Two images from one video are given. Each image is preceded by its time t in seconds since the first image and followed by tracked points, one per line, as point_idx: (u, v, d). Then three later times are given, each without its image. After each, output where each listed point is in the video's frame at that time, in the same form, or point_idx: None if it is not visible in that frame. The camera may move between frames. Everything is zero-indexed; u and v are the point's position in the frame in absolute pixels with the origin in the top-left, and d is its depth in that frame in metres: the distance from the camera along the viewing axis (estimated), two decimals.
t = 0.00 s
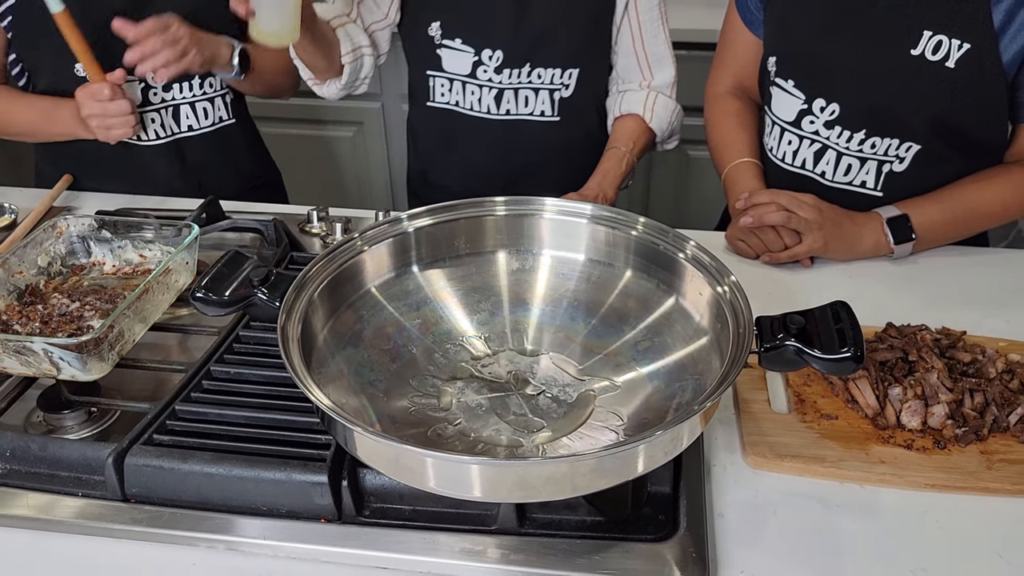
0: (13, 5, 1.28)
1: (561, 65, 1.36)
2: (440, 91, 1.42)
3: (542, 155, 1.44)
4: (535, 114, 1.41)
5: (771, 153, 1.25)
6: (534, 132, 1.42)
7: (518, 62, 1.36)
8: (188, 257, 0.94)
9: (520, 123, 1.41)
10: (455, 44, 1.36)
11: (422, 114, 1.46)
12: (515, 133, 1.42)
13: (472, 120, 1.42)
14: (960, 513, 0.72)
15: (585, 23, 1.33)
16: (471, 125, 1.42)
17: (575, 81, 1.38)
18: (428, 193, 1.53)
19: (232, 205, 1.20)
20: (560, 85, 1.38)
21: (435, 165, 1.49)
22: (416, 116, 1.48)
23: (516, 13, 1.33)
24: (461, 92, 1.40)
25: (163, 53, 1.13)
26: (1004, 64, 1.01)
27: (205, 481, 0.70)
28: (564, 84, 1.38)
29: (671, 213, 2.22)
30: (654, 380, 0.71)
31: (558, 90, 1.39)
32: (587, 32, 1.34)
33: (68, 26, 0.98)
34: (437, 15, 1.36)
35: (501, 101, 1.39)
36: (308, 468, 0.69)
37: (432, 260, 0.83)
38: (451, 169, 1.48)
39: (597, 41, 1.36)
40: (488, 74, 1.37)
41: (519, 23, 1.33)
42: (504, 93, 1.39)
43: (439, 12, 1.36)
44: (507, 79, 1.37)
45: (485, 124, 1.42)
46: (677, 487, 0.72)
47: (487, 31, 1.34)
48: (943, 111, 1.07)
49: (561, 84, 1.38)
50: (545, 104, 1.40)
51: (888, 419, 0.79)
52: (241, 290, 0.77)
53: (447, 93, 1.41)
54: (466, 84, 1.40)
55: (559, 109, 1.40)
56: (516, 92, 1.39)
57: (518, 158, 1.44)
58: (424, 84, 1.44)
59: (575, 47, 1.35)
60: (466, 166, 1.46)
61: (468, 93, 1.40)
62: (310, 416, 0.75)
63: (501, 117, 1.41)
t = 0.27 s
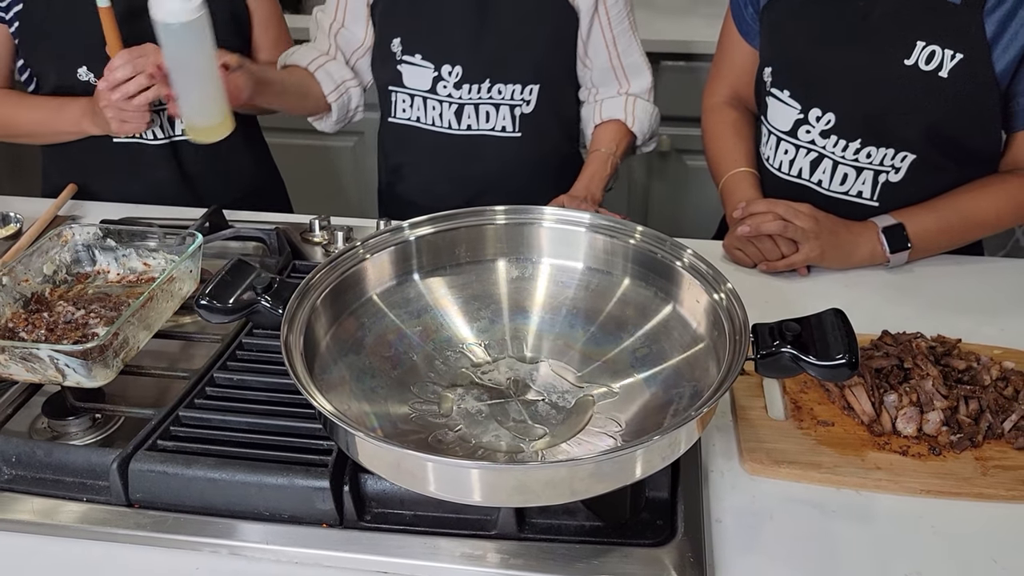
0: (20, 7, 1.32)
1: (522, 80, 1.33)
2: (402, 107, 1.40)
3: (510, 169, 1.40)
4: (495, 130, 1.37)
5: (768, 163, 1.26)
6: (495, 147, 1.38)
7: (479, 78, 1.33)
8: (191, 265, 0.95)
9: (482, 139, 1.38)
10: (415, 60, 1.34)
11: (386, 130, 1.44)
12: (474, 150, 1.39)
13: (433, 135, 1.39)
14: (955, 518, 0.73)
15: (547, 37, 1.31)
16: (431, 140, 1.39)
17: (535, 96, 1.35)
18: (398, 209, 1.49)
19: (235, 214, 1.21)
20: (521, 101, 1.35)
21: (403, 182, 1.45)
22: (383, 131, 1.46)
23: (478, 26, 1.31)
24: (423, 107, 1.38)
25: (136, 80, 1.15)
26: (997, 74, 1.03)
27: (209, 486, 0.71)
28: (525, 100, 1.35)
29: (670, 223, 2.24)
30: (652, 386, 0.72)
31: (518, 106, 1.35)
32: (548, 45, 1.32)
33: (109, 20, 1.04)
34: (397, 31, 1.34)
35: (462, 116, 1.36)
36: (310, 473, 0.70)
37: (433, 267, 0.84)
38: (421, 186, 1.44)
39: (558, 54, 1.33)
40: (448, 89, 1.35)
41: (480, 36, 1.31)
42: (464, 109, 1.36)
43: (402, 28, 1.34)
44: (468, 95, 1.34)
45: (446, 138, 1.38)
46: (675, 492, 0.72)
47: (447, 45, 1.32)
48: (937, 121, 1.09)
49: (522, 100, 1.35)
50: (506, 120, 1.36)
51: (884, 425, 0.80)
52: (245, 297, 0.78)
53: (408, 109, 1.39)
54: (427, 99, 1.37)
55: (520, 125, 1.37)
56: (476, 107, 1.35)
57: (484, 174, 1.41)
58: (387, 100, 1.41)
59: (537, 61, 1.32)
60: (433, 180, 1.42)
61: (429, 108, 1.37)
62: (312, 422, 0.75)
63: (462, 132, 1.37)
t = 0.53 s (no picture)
0: (33, 16, 1.39)
1: (496, 96, 1.30)
2: (378, 127, 1.35)
3: (498, 187, 1.36)
4: (473, 146, 1.33)
5: (765, 176, 1.27)
6: (474, 165, 1.34)
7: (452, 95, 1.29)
8: (196, 276, 0.96)
9: (461, 156, 1.34)
10: (388, 80, 1.29)
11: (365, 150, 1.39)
12: (454, 167, 1.34)
13: (410, 155, 1.35)
14: (951, 527, 0.74)
15: (520, 51, 1.27)
16: (410, 159, 1.35)
17: (510, 112, 1.31)
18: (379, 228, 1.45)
19: (239, 226, 1.23)
20: (496, 116, 1.31)
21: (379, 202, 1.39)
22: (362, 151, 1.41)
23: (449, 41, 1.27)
24: (398, 127, 1.33)
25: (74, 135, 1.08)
26: (989, 90, 1.05)
27: (213, 494, 0.72)
28: (501, 116, 1.31)
29: (670, 236, 2.25)
30: (651, 396, 0.73)
31: (494, 122, 1.31)
32: (520, 59, 1.27)
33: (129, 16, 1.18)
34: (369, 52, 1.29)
35: (438, 135, 1.32)
36: (313, 481, 0.71)
37: (436, 279, 0.85)
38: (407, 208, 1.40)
39: (536, 69, 1.29)
40: (423, 108, 1.30)
41: (451, 52, 1.27)
42: (440, 126, 1.32)
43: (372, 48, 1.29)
44: (443, 113, 1.30)
45: (425, 158, 1.34)
46: (674, 502, 0.73)
47: (419, 63, 1.28)
48: (931, 135, 1.10)
49: (498, 116, 1.31)
50: (483, 136, 1.32)
51: (881, 436, 0.80)
52: (249, 308, 0.79)
53: (384, 129, 1.34)
54: (402, 119, 1.32)
55: (496, 140, 1.33)
56: (452, 124, 1.31)
57: (467, 192, 1.37)
58: (361, 120, 1.36)
59: (510, 77, 1.28)
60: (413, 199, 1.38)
61: (405, 128, 1.32)
62: (316, 431, 0.76)
63: (440, 150, 1.33)
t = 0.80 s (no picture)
0: (43, 34, 1.42)
1: (484, 115, 1.28)
2: (368, 152, 1.32)
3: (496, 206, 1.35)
4: (465, 165, 1.31)
5: (764, 193, 1.29)
6: (467, 185, 1.32)
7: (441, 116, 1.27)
8: (202, 291, 0.97)
9: (452, 176, 1.31)
10: (377, 105, 1.27)
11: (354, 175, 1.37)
12: (448, 188, 1.32)
13: (403, 177, 1.32)
14: (949, 539, 0.74)
15: (507, 69, 1.26)
16: (401, 182, 1.32)
17: (501, 130, 1.29)
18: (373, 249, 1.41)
19: (245, 241, 1.24)
20: (487, 135, 1.29)
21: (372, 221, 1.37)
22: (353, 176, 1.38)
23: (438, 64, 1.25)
24: (389, 150, 1.30)
25: None
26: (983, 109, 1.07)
27: (218, 506, 0.73)
28: (491, 134, 1.30)
29: (670, 251, 2.26)
30: (651, 409, 0.74)
31: (485, 141, 1.30)
32: (506, 76, 1.26)
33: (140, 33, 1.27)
34: (355, 78, 1.27)
35: (430, 156, 1.30)
36: (317, 493, 0.72)
37: (439, 293, 0.86)
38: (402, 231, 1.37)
39: (524, 88, 1.28)
40: (414, 131, 1.28)
41: (438, 75, 1.25)
42: (431, 148, 1.29)
43: (360, 74, 1.26)
44: (434, 135, 1.28)
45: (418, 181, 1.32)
46: (674, 514, 0.74)
47: (406, 85, 1.26)
48: (926, 152, 1.12)
49: (488, 135, 1.29)
50: (474, 155, 1.30)
51: (879, 449, 0.81)
52: (255, 322, 0.80)
53: (375, 153, 1.31)
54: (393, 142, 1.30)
55: (489, 159, 1.31)
56: (443, 145, 1.29)
57: (463, 213, 1.34)
58: (351, 146, 1.34)
59: (497, 95, 1.27)
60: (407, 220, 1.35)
61: (396, 151, 1.30)
62: (321, 443, 0.77)
63: (431, 172, 1.31)
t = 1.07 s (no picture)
0: (49, 53, 1.45)
1: (473, 137, 1.26)
2: (360, 177, 1.31)
3: (493, 228, 1.33)
4: (455, 189, 1.29)
5: (763, 212, 1.30)
6: (457, 207, 1.30)
7: (430, 141, 1.26)
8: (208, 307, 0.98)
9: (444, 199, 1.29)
10: (366, 131, 1.26)
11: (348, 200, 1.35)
12: (438, 211, 1.30)
13: (395, 201, 1.30)
14: (947, 555, 0.75)
15: (493, 91, 1.24)
16: (394, 207, 1.31)
17: (490, 152, 1.27)
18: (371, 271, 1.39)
19: (249, 259, 1.26)
20: (476, 157, 1.28)
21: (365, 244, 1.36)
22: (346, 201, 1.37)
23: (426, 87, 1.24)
24: (380, 175, 1.29)
25: None
26: (977, 131, 1.09)
27: (223, 520, 0.74)
28: (481, 156, 1.28)
29: (670, 270, 2.27)
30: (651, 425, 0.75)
31: (475, 163, 1.28)
32: (493, 98, 1.24)
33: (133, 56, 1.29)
34: (343, 106, 1.26)
35: (420, 180, 1.28)
36: (321, 507, 0.73)
37: (442, 310, 0.87)
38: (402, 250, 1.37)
39: (513, 110, 1.27)
40: (403, 156, 1.27)
41: (428, 99, 1.24)
42: (422, 172, 1.28)
43: (348, 102, 1.25)
44: (424, 159, 1.27)
45: (410, 205, 1.30)
46: (674, 529, 0.75)
47: (394, 111, 1.25)
48: (922, 173, 1.14)
49: (479, 156, 1.28)
50: (465, 177, 1.29)
51: (877, 465, 0.82)
52: (261, 337, 0.82)
53: (366, 178, 1.30)
54: (384, 168, 1.28)
55: (478, 181, 1.29)
56: (434, 169, 1.28)
57: (457, 234, 1.33)
58: (343, 172, 1.32)
59: (484, 117, 1.25)
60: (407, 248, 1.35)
61: (387, 176, 1.29)
62: (324, 458, 0.78)
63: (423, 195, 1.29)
